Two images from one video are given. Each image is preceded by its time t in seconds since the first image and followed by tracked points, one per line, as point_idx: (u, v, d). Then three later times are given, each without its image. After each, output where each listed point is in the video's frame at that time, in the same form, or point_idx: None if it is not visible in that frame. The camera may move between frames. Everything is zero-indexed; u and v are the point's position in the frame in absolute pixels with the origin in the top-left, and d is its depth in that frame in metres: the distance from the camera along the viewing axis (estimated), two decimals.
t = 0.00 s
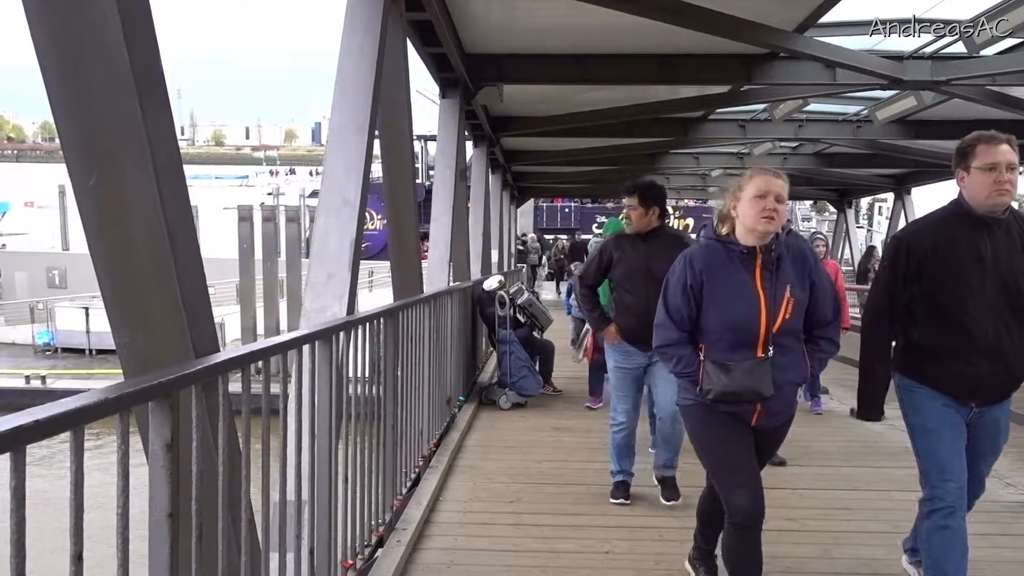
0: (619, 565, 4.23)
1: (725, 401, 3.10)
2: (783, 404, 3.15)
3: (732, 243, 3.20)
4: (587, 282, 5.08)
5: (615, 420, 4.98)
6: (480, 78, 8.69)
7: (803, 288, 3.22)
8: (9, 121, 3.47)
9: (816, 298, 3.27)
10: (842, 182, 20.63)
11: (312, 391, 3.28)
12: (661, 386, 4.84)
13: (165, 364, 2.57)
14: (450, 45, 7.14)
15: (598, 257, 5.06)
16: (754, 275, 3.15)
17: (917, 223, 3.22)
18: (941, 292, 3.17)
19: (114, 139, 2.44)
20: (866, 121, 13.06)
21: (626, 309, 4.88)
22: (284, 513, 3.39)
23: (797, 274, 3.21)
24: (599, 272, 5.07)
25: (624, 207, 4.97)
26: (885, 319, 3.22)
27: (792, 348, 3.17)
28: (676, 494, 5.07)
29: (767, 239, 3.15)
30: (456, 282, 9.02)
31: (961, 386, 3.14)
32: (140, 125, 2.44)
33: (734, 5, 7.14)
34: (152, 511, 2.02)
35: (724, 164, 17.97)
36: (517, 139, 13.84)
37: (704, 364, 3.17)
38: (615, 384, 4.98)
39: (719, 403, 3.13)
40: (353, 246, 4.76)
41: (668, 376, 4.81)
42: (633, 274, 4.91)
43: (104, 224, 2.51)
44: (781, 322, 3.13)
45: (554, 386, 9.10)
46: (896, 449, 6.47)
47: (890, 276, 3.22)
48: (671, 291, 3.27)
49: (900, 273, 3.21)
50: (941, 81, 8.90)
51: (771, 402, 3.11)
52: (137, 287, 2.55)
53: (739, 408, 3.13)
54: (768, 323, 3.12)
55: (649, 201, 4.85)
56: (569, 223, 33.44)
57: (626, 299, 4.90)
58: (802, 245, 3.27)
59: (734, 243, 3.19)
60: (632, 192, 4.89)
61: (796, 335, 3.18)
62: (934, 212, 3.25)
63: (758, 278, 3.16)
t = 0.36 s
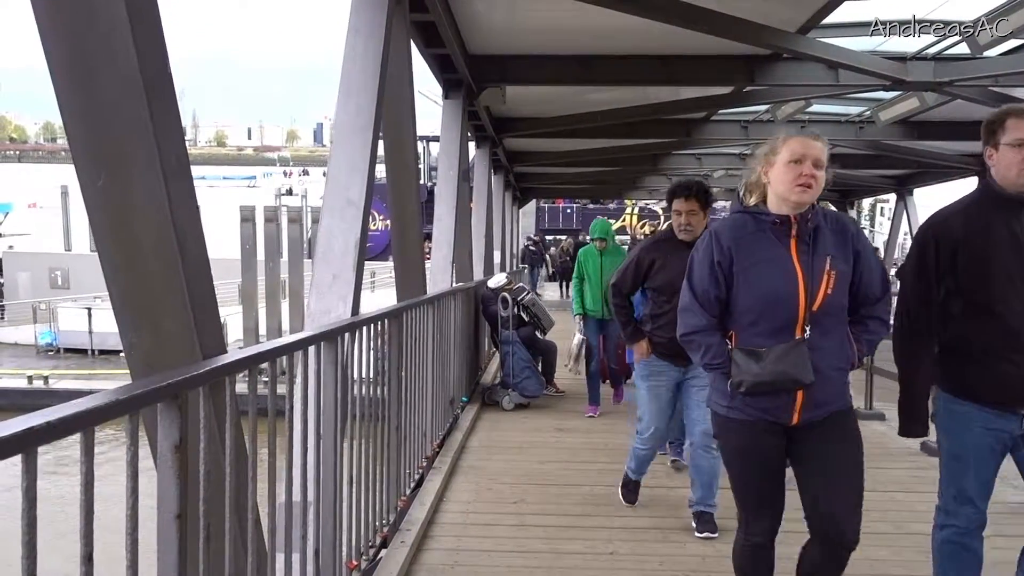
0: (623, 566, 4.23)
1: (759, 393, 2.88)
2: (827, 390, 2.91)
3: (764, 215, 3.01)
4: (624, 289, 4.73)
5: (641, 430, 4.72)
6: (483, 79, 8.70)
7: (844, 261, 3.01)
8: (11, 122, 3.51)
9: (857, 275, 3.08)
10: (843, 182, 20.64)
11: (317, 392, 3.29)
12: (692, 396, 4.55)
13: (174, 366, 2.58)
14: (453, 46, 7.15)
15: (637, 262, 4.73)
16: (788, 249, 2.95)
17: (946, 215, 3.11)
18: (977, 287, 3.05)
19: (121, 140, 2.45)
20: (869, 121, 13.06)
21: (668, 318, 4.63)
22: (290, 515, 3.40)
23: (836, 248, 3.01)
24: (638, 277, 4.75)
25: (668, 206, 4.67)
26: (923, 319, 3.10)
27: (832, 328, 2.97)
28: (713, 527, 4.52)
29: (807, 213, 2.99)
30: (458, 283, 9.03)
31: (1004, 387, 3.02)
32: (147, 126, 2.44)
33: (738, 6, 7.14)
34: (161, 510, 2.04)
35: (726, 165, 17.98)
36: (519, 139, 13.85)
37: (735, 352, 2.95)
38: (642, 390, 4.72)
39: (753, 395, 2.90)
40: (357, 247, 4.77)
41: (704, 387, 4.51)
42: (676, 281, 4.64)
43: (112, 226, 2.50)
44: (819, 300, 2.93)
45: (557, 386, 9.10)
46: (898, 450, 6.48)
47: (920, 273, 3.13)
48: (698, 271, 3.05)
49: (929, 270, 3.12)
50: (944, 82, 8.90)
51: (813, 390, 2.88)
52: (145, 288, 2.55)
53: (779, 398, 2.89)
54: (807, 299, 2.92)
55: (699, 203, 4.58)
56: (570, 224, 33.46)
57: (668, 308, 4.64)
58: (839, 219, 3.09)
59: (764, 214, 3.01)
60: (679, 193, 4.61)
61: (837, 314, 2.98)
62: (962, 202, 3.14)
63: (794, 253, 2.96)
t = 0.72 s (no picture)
0: (625, 569, 4.24)
1: (809, 450, 2.58)
2: (888, 448, 2.59)
3: (830, 243, 2.67)
4: (632, 301, 4.19)
5: (664, 462, 3.99)
6: (485, 81, 8.71)
7: (920, 302, 2.64)
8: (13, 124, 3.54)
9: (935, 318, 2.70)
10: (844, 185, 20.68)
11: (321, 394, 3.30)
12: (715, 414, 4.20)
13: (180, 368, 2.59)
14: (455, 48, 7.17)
15: (643, 271, 4.18)
16: (854, 286, 2.62)
17: None
18: None
19: (130, 145, 2.46)
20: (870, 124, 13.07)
21: (680, 333, 4.05)
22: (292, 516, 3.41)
23: (910, 286, 2.65)
24: (647, 288, 4.18)
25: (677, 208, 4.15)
26: (993, 333, 2.88)
27: (900, 379, 2.63)
28: (713, 530, 4.52)
29: (883, 239, 2.64)
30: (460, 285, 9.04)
31: None
32: (154, 127, 2.45)
33: (740, 9, 7.15)
34: (168, 511, 2.06)
35: (727, 167, 18.01)
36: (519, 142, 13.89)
37: (787, 400, 2.64)
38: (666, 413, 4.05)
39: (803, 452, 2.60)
40: (360, 249, 4.79)
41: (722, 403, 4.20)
42: (689, 291, 4.05)
43: (118, 229, 2.51)
44: (888, 348, 2.59)
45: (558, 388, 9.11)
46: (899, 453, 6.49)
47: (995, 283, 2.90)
48: (751, 301, 2.72)
49: (1001, 279, 2.89)
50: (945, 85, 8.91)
51: (872, 452, 2.57)
52: (152, 290, 2.57)
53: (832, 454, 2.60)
54: (872, 346, 2.58)
55: (710, 203, 4.05)
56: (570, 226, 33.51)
57: (679, 322, 4.06)
58: (919, 252, 2.72)
59: (831, 242, 2.67)
60: (691, 192, 4.09)
61: (907, 363, 2.63)
62: None
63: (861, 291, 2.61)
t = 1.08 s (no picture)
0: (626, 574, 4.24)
1: (881, 446, 2.27)
2: (972, 447, 2.25)
3: (898, 209, 2.37)
4: (635, 302, 4.04)
5: (665, 480, 3.97)
6: (485, 86, 8.74)
7: (1006, 276, 2.33)
8: (13, 128, 3.48)
9: None
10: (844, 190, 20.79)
11: (323, 398, 3.30)
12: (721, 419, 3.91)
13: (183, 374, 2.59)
14: (455, 53, 7.19)
15: (645, 268, 4.04)
16: (928, 256, 2.31)
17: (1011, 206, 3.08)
18: None
19: (133, 150, 2.47)
20: (869, 129, 13.12)
21: (686, 332, 3.91)
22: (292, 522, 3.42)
23: (995, 259, 2.33)
24: (650, 286, 4.03)
25: (681, 194, 4.10)
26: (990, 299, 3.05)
27: (987, 365, 2.30)
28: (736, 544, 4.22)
29: (962, 201, 2.35)
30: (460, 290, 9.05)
31: None
32: (158, 133, 2.46)
33: (738, 15, 7.18)
34: (172, 516, 2.07)
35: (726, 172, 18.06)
36: (519, 148, 13.93)
37: (853, 386, 2.34)
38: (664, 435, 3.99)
39: (872, 450, 2.29)
40: (361, 254, 4.79)
41: (736, 401, 3.89)
42: (692, 286, 3.92)
43: (122, 233, 2.52)
44: (970, 327, 2.27)
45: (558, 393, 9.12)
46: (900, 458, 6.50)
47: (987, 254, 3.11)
48: (804, 278, 2.45)
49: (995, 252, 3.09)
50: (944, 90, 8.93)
51: (958, 451, 2.24)
52: (155, 295, 2.57)
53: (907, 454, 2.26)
54: (954, 326, 2.26)
55: (716, 186, 4.01)
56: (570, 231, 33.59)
57: (684, 319, 3.92)
58: (1004, 221, 2.41)
59: (899, 206, 2.37)
60: (695, 177, 4.06)
61: (994, 347, 2.30)
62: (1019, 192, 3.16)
63: (938, 263, 2.30)
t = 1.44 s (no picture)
0: None
1: (934, 539, 1.90)
2: None
3: (945, 251, 2.00)
4: (661, 319, 3.76)
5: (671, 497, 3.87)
6: (483, 93, 8.76)
7: None
8: (9, 136, 3.56)
9: None
10: (842, 196, 20.86)
11: (323, 403, 3.30)
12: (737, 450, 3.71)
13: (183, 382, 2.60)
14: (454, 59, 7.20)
15: (676, 282, 3.73)
16: (985, 306, 1.94)
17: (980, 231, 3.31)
18: None
19: (136, 160, 2.48)
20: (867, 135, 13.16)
21: (716, 355, 3.65)
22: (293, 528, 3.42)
23: None
24: (679, 302, 3.73)
25: (716, 202, 3.83)
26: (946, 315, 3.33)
27: None
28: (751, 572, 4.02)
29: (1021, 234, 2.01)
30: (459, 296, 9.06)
31: None
32: (160, 141, 2.46)
33: (737, 21, 7.20)
34: (173, 523, 2.07)
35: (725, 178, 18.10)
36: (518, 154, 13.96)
37: (895, 466, 1.99)
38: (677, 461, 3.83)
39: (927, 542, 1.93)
40: (361, 259, 4.80)
41: (758, 432, 3.67)
42: (728, 303, 3.64)
43: (125, 241, 2.53)
44: None
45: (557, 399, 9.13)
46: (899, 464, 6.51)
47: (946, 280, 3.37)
48: (834, 335, 2.11)
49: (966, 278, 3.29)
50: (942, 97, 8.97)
51: None
52: (157, 304, 2.57)
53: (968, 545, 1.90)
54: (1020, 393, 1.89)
55: (755, 193, 3.76)
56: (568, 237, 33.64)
57: (715, 340, 3.65)
58: None
59: (947, 248, 2.00)
60: (733, 183, 3.78)
61: None
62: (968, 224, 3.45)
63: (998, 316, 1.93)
